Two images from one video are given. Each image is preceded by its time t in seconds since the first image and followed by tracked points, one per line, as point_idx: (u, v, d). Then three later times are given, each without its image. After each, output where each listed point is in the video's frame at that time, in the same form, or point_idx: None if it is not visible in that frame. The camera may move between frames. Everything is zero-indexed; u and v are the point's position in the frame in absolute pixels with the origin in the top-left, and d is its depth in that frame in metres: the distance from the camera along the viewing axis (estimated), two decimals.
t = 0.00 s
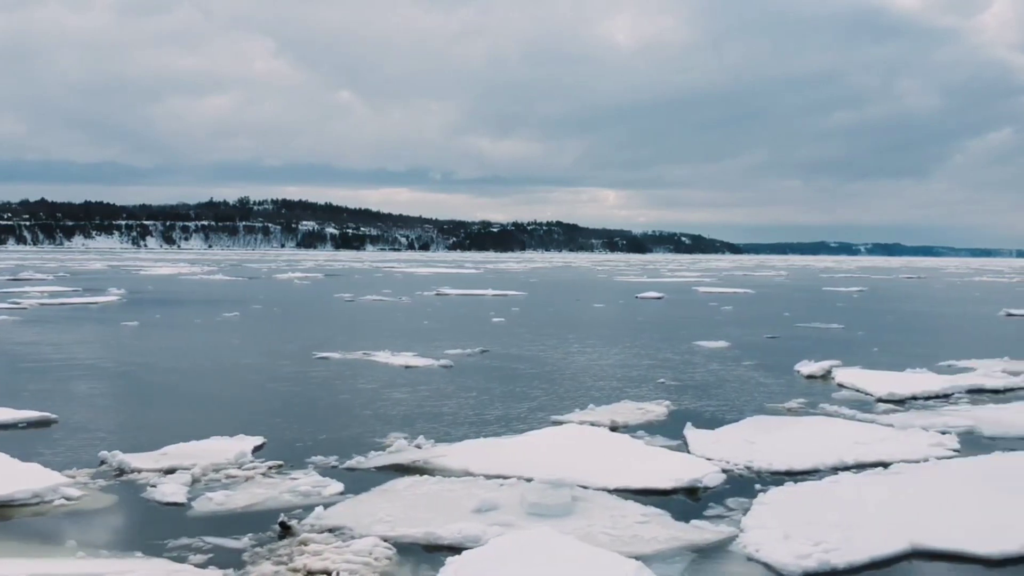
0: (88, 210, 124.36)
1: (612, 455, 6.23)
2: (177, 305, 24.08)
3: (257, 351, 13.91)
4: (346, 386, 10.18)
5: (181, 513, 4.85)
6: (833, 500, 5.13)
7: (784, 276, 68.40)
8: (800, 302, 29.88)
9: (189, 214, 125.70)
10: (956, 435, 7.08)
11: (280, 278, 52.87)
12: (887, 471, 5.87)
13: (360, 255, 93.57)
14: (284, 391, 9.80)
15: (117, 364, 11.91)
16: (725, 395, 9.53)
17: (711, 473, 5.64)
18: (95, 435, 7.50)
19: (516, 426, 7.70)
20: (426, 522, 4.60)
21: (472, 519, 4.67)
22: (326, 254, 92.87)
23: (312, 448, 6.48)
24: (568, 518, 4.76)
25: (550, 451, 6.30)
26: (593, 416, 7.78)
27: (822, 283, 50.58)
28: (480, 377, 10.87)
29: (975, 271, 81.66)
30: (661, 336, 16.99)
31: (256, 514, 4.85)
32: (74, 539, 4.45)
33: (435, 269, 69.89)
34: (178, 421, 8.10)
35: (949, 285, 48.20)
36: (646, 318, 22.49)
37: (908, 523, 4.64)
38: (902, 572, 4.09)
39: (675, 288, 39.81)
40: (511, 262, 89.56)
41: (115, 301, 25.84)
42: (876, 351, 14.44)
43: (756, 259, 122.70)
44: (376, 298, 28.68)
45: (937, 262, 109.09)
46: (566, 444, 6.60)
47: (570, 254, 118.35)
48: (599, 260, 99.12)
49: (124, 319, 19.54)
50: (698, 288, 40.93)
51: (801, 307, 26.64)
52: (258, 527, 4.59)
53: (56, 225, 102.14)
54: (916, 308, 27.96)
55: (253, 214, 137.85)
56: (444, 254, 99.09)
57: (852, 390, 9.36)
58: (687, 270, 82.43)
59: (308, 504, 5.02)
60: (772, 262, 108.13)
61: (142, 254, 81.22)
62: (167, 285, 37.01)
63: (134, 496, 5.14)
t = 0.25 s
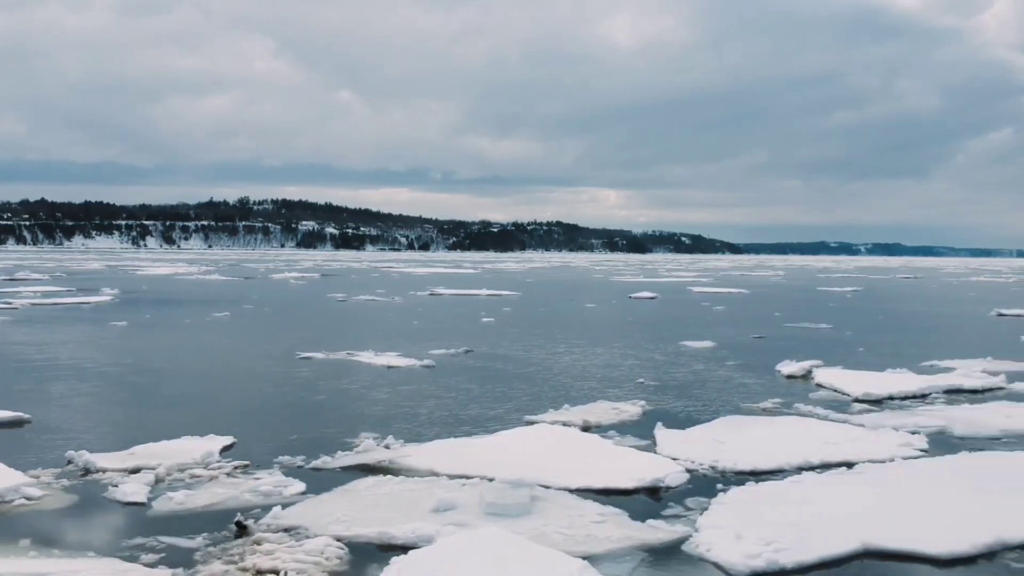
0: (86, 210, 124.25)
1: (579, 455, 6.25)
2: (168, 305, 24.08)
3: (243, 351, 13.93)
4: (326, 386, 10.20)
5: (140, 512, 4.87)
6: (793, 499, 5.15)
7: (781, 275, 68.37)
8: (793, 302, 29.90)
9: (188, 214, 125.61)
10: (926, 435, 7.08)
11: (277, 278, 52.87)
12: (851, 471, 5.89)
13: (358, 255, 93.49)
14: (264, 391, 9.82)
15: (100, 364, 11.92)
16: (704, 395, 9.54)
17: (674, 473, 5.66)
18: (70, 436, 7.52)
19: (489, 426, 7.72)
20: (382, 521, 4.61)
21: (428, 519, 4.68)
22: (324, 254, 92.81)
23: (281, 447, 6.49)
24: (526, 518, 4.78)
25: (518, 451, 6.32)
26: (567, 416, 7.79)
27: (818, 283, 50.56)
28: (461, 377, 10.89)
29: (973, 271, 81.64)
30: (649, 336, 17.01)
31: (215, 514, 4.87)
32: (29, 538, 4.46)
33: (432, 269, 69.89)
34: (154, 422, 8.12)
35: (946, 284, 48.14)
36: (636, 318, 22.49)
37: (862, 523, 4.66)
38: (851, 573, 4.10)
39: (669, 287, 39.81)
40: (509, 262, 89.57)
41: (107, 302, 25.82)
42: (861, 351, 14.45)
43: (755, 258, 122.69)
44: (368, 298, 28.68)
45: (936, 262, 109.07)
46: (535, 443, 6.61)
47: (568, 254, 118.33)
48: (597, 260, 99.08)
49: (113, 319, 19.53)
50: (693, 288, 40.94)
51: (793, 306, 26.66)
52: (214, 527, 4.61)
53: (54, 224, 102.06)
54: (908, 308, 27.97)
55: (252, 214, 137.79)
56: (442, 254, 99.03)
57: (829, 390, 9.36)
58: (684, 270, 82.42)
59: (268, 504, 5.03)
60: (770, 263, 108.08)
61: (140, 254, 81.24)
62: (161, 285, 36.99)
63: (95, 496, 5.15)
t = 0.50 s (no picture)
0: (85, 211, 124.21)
1: (550, 454, 6.26)
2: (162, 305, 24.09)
3: (232, 352, 13.95)
4: (308, 386, 10.22)
5: (105, 512, 4.88)
6: (758, 499, 5.16)
7: (779, 275, 68.29)
8: (788, 302, 29.91)
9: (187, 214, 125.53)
10: (900, 435, 7.09)
11: (272, 277, 52.59)
12: (820, 471, 5.91)
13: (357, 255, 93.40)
14: (247, 391, 9.84)
15: (88, 364, 11.95)
16: (685, 395, 9.56)
17: (643, 473, 5.67)
18: (48, 437, 7.55)
19: (466, 426, 7.73)
20: (344, 521, 4.63)
21: (392, 518, 4.70)
22: (322, 254, 92.75)
23: (255, 446, 6.50)
24: (490, 517, 4.79)
25: (490, 450, 6.34)
26: (544, 416, 7.79)
27: (815, 283, 50.46)
28: (445, 377, 10.92)
29: (972, 271, 81.58)
30: (639, 337, 17.05)
31: (179, 513, 4.88)
32: None
33: (429, 269, 69.87)
34: (134, 422, 8.15)
35: (943, 284, 48.01)
36: (628, 318, 22.47)
37: (823, 523, 4.67)
38: (807, 572, 4.11)
39: (666, 288, 39.79)
40: (507, 262, 89.52)
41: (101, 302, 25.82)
42: (849, 351, 14.46)
43: (753, 259, 122.70)
44: (363, 298, 28.69)
45: (934, 262, 109.11)
46: (508, 443, 6.63)
47: (567, 254, 118.30)
48: (596, 260, 99.01)
49: (105, 319, 19.55)
50: (690, 288, 40.95)
51: (787, 306, 26.64)
52: (177, 526, 4.62)
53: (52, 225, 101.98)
54: (902, 308, 27.96)
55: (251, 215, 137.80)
56: (441, 254, 98.97)
57: (810, 391, 9.36)
58: (683, 269, 82.36)
59: (234, 504, 5.05)
60: (769, 262, 108.01)
61: (138, 254, 81.22)
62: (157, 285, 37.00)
63: (62, 495, 5.16)
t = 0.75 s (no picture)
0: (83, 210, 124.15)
1: (519, 454, 6.29)
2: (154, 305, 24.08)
3: (217, 352, 13.97)
4: (289, 386, 10.24)
5: (66, 511, 4.90)
6: (718, 498, 5.19)
7: (776, 275, 68.25)
8: (780, 302, 29.93)
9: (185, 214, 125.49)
10: (872, 435, 7.09)
11: (268, 277, 52.55)
12: (785, 470, 5.93)
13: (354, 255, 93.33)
14: (227, 390, 9.86)
15: (71, 364, 11.96)
16: (663, 395, 9.59)
17: (607, 472, 5.70)
18: (22, 437, 7.56)
19: (440, 426, 7.76)
20: (302, 520, 4.65)
21: (350, 517, 4.72)
22: (320, 254, 92.69)
23: (224, 446, 6.52)
24: (448, 516, 4.81)
25: (459, 449, 6.36)
26: (519, 415, 7.81)
27: (811, 283, 50.43)
28: (426, 377, 10.94)
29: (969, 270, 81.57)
30: (626, 336, 17.08)
31: (139, 512, 4.90)
32: None
33: (426, 269, 69.59)
34: (110, 422, 8.17)
35: (938, 284, 47.96)
36: (620, 318, 22.46)
37: (780, 522, 4.69)
38: (757, 571, 4.12)
39: (660, 288, 39.81)
40: (504, 262, 89.50)
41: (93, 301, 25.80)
42: (834, 351, 14.48)
43: (752, 259, 122.69)
44: (355, 298, 28.70)
45: (932, 262, 109.10)
46: (478, 441, 6.66)
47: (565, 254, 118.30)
48: (593, 260, 98.98)
49: (95, 319, 19.54)
50: (684, 288, 40.95)
51: (778, 306, 26.68)
52: (135, 525, 4.63)
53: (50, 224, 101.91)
54: (894, 307, 28.00)
55: (249, 214, 137.75)
56: (439, 254, 98.93)
57: (789, 390, 9.36)
58: (680, 269, 82.32)
59: (196, 502, 5.07)
60: (768, 262, 107.87)
61: (136, 253, 81.21)
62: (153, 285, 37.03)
63: (25, 495, 5.18)
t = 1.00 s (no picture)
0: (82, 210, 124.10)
1: (491, 452, 6.30)
2: (147, 305, 24.07)
3: (205, 351, 13.96)
4: (272, 386, 10.25)
5: (32, 510, 4.91)
6: (685, 496, 5.21)
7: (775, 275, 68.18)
8: (774, 301, 29.94)
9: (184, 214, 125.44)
10: (847, 434, 7.09)
11: (265, 277, 52.50)
12: (755, 468, 5.95)
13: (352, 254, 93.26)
14: (209, 390, 9.87)
15: (57, 364, 11.96)
16: (644, 395, 9.60)
17: (576, 471, 5.72)
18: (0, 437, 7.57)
19: (417, 426, 7.77)
20: (266, 518, 4.66)
21: (314, 516, 4.73)
22: (318, 254, 92.63)
23: (198, 446, 6.54)
24: (412, 515, 4.83)
25: (432, 448, 6.37)
26: (497, 414, 7.80)
27: (808, 283, 50.33)
28: (410, 376, 10.96)
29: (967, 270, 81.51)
30: (616, 336, 17.09)
31: (106, 511, 4.91)
32: None
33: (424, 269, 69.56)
34: (90, 421, 8.18)
35: (935, 283, 47.87)
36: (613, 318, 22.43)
37: (742, 520, 4.71)
38: (715, 570, 4.13)
39: (655, 287, 39.79)
40: (503, 262, 89.45)
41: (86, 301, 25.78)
42: (822, 350, 14.49)
43: (750, 258, 122.63)
44: (349, 298, 28.70)
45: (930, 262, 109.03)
46: (452, 440, 6.67)
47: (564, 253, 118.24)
48: (592, 260, 98.92)
49: (86, 319, 19.53)
50: (679, 288, 40.93)
51: (771, 306, 26.69)
52: (99, 524, 4.64)
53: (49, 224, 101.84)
54: (887, 307, 27.99)
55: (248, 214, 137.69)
56: (437, 254, 98.84)
57: (771, 390, 9.35)
58: (678, 269, 82.26)
59: (163, 501, 5.08)
60: (766, 262, 107.74)
61: (135, 253, 81.12)
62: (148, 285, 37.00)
63: None
